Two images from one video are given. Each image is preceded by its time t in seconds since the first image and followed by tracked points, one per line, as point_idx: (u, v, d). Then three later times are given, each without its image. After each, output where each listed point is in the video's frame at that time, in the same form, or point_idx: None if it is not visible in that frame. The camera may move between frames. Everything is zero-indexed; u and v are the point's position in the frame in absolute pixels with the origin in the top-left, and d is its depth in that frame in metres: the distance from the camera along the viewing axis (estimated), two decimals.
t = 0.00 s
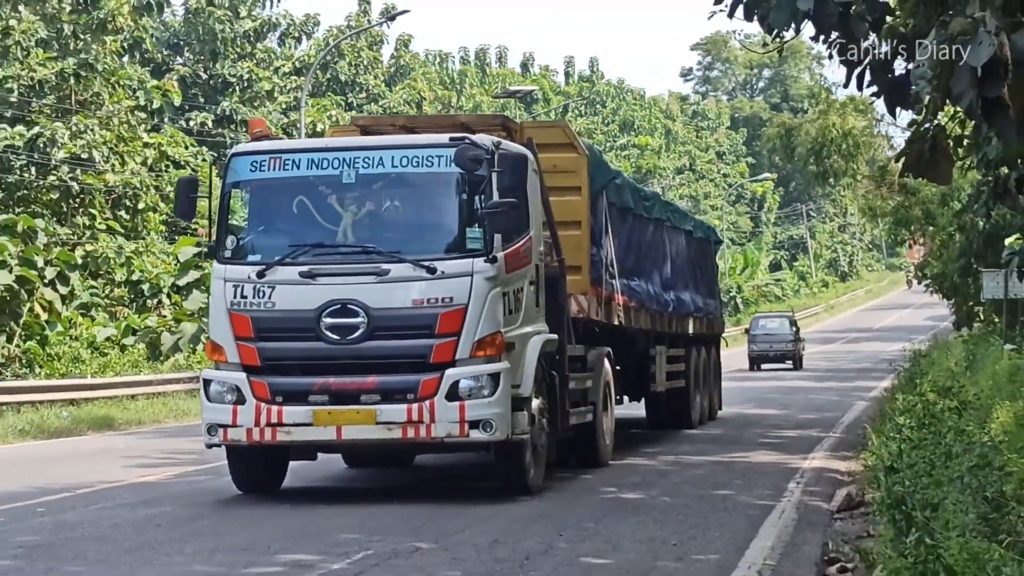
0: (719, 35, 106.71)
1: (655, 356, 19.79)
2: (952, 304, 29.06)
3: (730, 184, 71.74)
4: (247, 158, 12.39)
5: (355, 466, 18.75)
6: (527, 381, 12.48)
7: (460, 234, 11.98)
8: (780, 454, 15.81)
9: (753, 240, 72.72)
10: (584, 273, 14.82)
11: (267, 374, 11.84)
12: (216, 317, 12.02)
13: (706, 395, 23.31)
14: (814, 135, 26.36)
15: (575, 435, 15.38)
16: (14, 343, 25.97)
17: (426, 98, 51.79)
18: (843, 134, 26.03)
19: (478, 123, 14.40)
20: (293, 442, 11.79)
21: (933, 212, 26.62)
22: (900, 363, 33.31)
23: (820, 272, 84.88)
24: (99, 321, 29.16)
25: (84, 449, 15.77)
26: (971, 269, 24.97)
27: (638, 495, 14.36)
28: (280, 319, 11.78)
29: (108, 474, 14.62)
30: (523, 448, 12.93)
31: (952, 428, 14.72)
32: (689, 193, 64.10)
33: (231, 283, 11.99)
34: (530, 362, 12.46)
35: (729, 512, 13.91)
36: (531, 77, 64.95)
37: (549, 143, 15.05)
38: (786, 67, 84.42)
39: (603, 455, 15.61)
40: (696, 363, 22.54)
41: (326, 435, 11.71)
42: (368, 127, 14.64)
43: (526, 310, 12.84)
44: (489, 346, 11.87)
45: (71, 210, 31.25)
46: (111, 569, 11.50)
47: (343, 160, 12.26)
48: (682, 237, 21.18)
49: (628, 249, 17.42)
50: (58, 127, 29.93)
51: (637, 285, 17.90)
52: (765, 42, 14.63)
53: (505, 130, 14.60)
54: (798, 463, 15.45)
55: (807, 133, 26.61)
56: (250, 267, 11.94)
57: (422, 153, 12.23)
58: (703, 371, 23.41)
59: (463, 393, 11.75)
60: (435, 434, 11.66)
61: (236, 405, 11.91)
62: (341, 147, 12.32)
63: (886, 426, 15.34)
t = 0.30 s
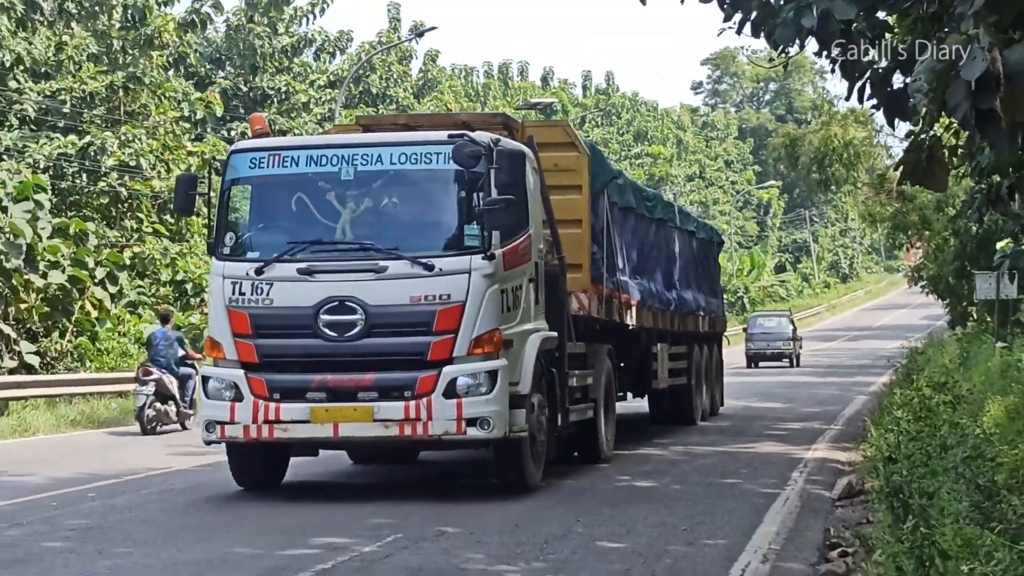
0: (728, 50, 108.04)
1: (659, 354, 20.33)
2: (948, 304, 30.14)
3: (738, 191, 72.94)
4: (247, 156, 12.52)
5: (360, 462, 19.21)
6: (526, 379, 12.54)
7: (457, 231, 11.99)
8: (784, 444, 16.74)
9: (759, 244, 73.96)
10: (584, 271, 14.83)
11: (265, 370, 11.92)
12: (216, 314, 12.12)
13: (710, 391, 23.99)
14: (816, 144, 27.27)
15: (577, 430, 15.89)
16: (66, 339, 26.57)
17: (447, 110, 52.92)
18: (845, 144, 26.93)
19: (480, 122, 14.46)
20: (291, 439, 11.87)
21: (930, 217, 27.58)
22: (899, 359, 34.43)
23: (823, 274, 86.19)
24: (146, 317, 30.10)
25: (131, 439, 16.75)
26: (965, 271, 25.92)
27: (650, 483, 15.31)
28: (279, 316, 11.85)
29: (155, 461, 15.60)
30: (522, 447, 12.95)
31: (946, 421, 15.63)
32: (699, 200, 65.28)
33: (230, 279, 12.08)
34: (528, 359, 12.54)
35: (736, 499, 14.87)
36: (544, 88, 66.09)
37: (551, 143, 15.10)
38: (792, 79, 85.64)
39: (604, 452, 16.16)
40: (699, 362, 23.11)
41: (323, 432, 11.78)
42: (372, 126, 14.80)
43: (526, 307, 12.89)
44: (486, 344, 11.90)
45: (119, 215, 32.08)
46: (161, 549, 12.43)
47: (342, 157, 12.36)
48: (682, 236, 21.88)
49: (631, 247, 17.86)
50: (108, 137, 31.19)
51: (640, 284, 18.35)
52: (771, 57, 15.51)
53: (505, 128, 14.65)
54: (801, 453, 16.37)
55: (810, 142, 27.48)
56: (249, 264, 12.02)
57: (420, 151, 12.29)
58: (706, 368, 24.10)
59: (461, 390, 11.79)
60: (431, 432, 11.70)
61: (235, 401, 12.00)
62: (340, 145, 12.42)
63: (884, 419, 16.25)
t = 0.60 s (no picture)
0: (737, 67, 109.49)
1: (660, 349, 21.19)
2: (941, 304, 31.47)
3: (745, 199, 74.21)
4: (249, 153, 12.41)
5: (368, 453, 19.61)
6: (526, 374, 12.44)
7: (457, 229, 11.87)
8: (789, 435, 17.89)
9: (764, 248, 75.29)
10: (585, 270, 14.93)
11: (266, 367, 11.81)
12: (217, 311, 12.01)
13: (712, 386, 25.07)
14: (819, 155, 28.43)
15: (580, 425, 16.80)
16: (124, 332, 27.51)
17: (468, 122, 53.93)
18: (846, 155, 28.09)
19: (482, 122, 14.41)
20: (291, 435, 11.74)
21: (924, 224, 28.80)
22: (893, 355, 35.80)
23: (824, 275, 87.66)
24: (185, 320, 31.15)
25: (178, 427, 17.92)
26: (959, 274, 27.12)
27: (664, 470, 16.47)
28: (280, 312, 11.73)
29: (202, 448, 16.73)
30: (523, 445, 12.86)
31: (940, 414, 16.77)
32: (710, 207, 66.47)
33: (231, 276, 11.95)
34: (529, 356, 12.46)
35: (744, 485, 16.01)
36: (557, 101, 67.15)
37: (551, 142, 15.06)
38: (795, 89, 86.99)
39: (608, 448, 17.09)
40: (700, 357, 24.11)
41: (323, 428, 11.65)
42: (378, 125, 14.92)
43: (527, 305, 12.85)
44: (485, 341, 11.79)
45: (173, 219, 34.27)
46: (211, 530, 13.44)
47: (344, 155, 12.23)
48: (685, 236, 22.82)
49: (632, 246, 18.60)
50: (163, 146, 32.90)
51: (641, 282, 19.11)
52: (777, 73, 16.64)
53: (507, 128, 14.61)
54: (804, 443, 17.52)
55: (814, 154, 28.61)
56: (250, 262, 11.89)
57: (420, 149, 12.17)
58: (708, 364, 25.15)
59: (461, 387, 11.68)
60: (430, 430, 11.58)
61: (237, 397, 11.89)
62: (341, 143, 12.29)
63: (882, 412, 17.39)
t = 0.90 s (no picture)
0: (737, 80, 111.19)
1: (659, 344, 22.64)
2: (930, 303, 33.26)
3: (750, 208, 75.81)
4: (252, 155, 12.73)
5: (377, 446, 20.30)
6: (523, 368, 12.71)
7: (455, 225, 12.12)
8: (791, 423, 19.45)
9: (765, 252, 76.97)
10: (586, 266, 15.44)
11: (268, 362, 12.05)
12: (221, 309, 12.28)
13: (712, 379, 26.65)
14: (818, 167, 29.93)
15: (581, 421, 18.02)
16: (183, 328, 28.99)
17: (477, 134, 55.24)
18: (841, 166, 29.60)
19: (485, 124, 15.09)
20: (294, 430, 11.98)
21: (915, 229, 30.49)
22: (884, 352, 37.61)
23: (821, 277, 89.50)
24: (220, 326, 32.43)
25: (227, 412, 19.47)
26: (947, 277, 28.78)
27: (676, 454, 18.04)
28: (282, 309, 11.97)
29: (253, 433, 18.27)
30: (521, 438, 13.17)
31: (929, 404, 18.30)
32: (717, 215, 67.96)
33: (236, 275, 12.24)
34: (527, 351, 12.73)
35: (749, 469, 17.53)
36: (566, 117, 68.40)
37: (553, 144, 15.71)
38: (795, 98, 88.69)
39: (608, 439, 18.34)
40: (700, 353, 25.63)
41: (325, 424, 11.88)
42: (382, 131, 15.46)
43: (524, 302, 13.17)
44: (482, 337, 12.00)
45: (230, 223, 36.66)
46: (256, 494, 14.58)
47: (345, 155, 12.53)
48: (686, 238, 24.31)
49: (633, 246, 19.97)
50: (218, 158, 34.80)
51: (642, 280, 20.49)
52: (779, 92, 18.18)
53: (508, 129, 15.16)
54: (804, 430, 19.06)
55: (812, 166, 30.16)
56: (253, 260, 12.17)
57: (419, 148, 12.44)
58: (709, 361, 26.70)
59: (459, 381, 11.88)
60: (429, 424, 11.79)
61: (240, 393, 12.15)
62: (342, 144, 12.59)
63: (875, 402, 18.92)
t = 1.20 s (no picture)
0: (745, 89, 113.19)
1: (667, 339, 24.36)
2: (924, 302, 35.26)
3: (759, 215, 77.79)
4: (264, 155, 12.82)
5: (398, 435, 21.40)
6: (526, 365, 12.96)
7: (460, 224, 12.11)
8: (797, 412, 21.15)
9: (774, 256, 79.01)
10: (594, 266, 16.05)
11: (275, 359, 12.07)
12: (231, 306, 12.32)
13: (718, 373, 28.47)
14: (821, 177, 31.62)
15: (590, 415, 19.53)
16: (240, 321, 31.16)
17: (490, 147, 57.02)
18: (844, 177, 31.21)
19: (497, 127, 15.73)
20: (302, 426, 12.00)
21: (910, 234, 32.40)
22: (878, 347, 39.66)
23: (827, 278, 91.56)
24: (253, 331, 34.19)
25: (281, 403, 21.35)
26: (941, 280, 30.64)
27: (691, 441, 19.75)
28: (290, 305, 11.98)
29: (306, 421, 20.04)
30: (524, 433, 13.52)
31: (922, 395, 19.96)
32: (730, 222, 69.84)
33: (245, 273, 12.26)
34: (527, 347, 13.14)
35: (758, 455, 19.17)
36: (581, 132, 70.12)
37: (564, 145, 16.22)
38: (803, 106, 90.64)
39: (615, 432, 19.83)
40: (708, 349, 27.39)
41: (330, 420, 11.89)
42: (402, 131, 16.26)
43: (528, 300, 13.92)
44: (485, 335, 12.00)
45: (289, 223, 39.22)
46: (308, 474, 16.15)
47: (353, 156, 12.59)
48: (693, 240, 26.03)
49: (642, 247, 21.65)
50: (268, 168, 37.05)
51: (650, 279, 22.14)
52: (786, 109, 19.94)
53: (520, 132, 15.81)
54: (809, 419, 20.74)
55: (816, 177, 31.92)
56: (261, 259, 12.20)
57: (427, 149, 12.46)
58: (716, 357, 28.46)
59: (463, 379, 11.86)
60: (432, 421, 11.78)
61: (248, 388, 12.17)
62: (350, 144, 12.64)
63: (874, 393, 20.61)
